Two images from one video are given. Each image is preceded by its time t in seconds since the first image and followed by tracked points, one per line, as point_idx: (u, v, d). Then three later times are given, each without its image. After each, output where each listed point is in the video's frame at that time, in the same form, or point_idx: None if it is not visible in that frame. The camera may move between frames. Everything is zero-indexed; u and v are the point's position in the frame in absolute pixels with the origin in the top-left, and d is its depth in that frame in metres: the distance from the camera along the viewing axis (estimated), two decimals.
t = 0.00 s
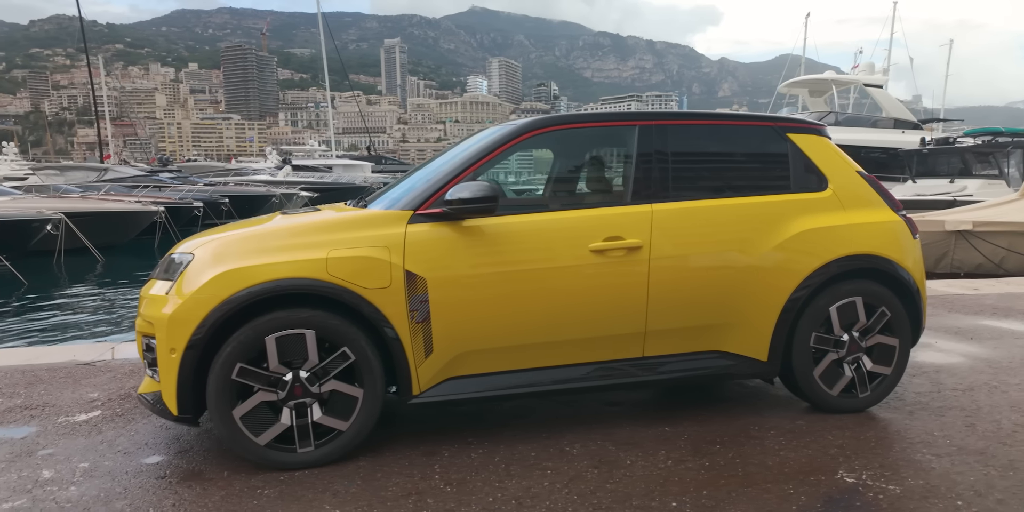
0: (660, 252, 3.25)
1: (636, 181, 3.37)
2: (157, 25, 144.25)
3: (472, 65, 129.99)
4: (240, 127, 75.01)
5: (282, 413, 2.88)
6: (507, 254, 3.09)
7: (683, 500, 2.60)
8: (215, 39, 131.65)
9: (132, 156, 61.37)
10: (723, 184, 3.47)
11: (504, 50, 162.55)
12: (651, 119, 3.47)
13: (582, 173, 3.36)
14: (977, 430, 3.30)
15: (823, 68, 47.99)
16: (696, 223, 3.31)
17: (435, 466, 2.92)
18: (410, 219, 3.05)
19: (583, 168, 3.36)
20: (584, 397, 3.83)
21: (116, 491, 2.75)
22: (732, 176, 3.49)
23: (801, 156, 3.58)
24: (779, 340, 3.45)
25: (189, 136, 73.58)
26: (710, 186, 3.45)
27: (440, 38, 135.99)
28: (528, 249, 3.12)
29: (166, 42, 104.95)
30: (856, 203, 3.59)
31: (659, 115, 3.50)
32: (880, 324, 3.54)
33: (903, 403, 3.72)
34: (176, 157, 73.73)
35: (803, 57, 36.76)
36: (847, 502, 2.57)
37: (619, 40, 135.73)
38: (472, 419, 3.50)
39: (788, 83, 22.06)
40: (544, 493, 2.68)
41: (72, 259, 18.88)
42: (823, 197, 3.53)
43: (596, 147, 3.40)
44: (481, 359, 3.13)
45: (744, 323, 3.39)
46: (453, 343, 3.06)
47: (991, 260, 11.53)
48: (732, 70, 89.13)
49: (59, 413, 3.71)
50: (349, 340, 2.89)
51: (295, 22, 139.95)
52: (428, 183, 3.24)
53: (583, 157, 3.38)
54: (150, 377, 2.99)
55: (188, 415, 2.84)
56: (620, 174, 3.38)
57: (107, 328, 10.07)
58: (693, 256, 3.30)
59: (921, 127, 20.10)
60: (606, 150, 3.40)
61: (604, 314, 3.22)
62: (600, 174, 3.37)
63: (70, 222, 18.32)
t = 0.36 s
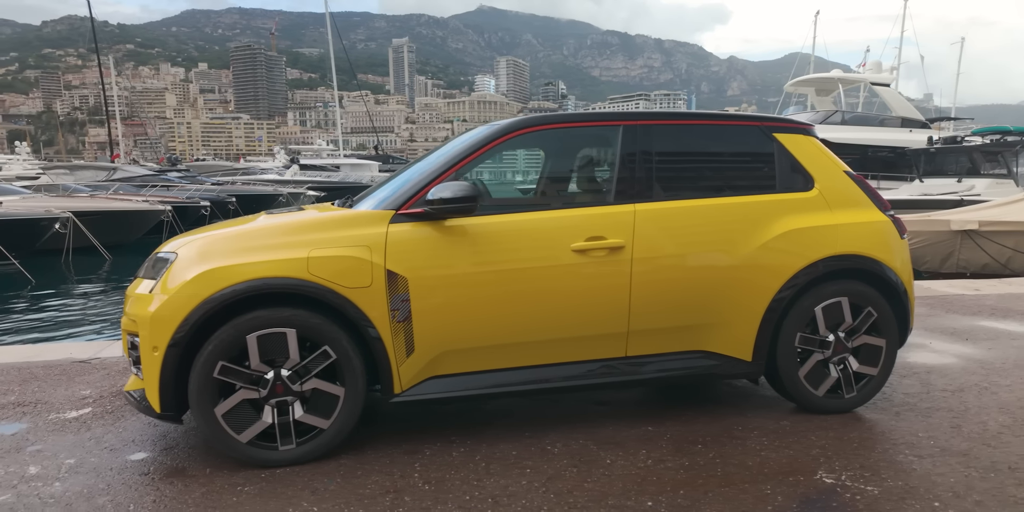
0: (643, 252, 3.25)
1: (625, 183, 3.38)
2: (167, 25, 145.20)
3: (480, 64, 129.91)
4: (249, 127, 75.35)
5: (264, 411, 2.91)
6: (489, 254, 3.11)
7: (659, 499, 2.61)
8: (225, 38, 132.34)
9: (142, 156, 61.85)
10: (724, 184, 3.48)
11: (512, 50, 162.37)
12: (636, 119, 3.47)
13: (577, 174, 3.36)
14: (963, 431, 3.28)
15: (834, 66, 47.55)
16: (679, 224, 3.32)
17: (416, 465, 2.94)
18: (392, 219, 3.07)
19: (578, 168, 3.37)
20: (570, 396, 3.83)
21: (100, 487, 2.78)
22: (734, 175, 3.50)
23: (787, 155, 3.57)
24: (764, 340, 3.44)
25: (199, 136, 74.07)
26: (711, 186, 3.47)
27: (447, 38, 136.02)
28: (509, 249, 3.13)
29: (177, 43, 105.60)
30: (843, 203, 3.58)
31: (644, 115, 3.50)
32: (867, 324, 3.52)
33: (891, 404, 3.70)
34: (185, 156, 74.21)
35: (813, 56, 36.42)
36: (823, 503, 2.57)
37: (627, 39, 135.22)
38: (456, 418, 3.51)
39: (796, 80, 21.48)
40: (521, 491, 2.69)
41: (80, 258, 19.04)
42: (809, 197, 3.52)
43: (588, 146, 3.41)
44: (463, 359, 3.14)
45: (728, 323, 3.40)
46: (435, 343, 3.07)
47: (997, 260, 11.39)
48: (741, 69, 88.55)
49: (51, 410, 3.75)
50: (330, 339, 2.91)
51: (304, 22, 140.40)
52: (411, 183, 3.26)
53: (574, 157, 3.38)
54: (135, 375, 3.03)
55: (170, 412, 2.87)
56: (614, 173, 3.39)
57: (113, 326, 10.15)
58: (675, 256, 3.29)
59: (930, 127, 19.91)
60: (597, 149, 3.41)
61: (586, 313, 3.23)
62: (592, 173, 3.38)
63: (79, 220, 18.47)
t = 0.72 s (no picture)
0: (626, 252, 3.26)
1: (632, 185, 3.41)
2: (183, 27, 146.80)
3: (492, 64, 129.86)
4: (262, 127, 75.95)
5: (249, 409, 2.96)
6: (471, 254, 3.14)
7: (634, 499, 2.62)
8: (240, 40, 133.55)
9: (158, 156, 62.61)
10: (728, 184, 3.50)
11: (524, 50, 162.21)
12: (620, 121, 3.49)
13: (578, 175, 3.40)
14: (949, 434, 3.25)
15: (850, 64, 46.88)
16: (681, 224, 3.34)
17: (397, 463, 2.97)
18: (375, 219, 3.11)
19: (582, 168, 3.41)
20: (557, 396, 3.85)
21: (87, 482, 2.84)
22: (737, 176, 3.53)
23: (773, 156, 3.57)
24: (748, 341, 3.44)
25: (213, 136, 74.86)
26: (714, 185, 3.49)
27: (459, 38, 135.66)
28: (494, 251, 3.16)
29: (192, 44, 106.73)
30: (830, 204, 3.57)
31: (630, 117, 3.52)
32: (854, 326, 3.51)
33: (879, 406, 3.68)
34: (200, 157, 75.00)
35: (827, 55, 35.94)
36: (798, 505, 2.57)
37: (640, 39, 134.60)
38: (441, 417, 3.54)
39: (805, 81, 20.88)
40: (498, 490, 2.71)
41: (94, 257, 19.30)
42: (795, 198, 3.51)
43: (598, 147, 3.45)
44: (446, 359, 3.17)
45: (712, 324, 3.40)
46: (417, 343, 3.10)
47: (1008, 261, 11.16)
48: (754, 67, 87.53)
49: (47, 407, 3.83)
50: (313, 338, 2.95)
51: (318, 23, 141.28)
52: (395, 184, 3.30)
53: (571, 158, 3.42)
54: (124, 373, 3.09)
55: (156, 409, 2.93)
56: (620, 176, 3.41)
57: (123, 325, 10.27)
58: (659, 257, 3.30)
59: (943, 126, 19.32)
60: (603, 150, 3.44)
61: (568, 314, 3.24)
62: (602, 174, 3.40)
63: (92, 220, 18.71)
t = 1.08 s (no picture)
0: (614, 256, 3.28)
1: (648, 188, 3.45)
2: (207, 30, 149.37)
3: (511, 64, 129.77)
4: (283, 129, 76.86)
5: (241, 407, 3.03)
6: (459, 257, 3.18)
7: (614, 501, 2.64)
8: (263, 42, 135.37)
9: (183, 158, 63.77)
10: (725, 187, 3.51)
11: (543, 50, 161.78)
12: (610, 125, 3.51)
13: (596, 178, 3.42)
14: (941, 440, 3.22)
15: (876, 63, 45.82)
16: (689, 226, 3.36)
17: (385, 462, 3.03)
18: (365, 222, 3.16)
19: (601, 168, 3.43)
20: (550, 398, 3.89)
21: (86, 476, 2.94)
22: (729, 179, 3.53)
23: (765, 159, 3.57)
24: (738, 345, 3.44)
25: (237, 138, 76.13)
26: (725, 188, 3.50)
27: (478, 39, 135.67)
28: (486, 252, 3.20)
29: (217, 47, 108.48)
30: (824, 208, 3.55)
31: (621, 121, 3.54)
32: (847, 330, 3.49)
33: (873, 411, 3.66)
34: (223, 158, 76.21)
35: (851, 53, 35.20)
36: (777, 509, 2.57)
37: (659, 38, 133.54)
38: (433, 417, 3.60)
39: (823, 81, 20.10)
40: (480, 490, 2.75)
41: (117, 257, 19.72)
42: (786, 202, 3.50)
43: (615, 148, 3.48)
44: (434, 359, 3.22)
45: (701, 327, 3.40)
46: (406, 344, 3.15)
47: None
48: (776, 66, 86.22)
49: (56, 403, 3.96)
50: (303, 338, 3.02)
51: (339, 25, 142.62)
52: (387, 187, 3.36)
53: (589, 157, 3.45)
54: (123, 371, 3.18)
55: (152, 407, 3.01)
56: (643, 179, 3.46)
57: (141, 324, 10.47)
58: (647, 259, 3.31)
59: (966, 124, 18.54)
60: (624, 153, 3.48)
61: (556, 316, 3.27)
62: (620, 176, 3.44)
63: (115, 221, 19.11)
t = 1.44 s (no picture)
0: (608, 258, 3.28)
1: (660, 188, 3.45)
2: (232, 33, 151.82)
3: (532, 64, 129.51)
4: (306, 129, 77.72)
5: (238, 405, 3.09)
6: (453, 258, 3.20)
7: (600, 503, 2.64)
8: (287, 43, 137.19)
9: (209, 158, 64.88)
10: (722, 189, 3.48)
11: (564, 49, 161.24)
12: (607, 127, 3.50)
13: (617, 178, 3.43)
14: (942, 447, 3.15)
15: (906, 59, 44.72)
16: (689, 228, 3.34)
17: (377, 461, 3.06)
18: (360, 224, 3.21)
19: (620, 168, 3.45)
20: (547, 399, 3.90)
21: (88, 470, 3.03)
22: (727, 180, 3.50)
23: (763, 161, 3.54)
24: (734, 348, 3.41)
25: (260, 139, 77.29)
26: (742, 189, 3.49)
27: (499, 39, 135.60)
28: (481, 253, 3.22)
29: (242, 49, 110.19)
30: (824, 210, 3.50)
31: (618, 123, 3.53)
32: (846, 334, 3.44)
33: (874, 416, 3.60)
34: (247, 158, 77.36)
35: (877, 50, 34.43)
36: None
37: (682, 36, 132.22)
38: (429, 417, 3.62)
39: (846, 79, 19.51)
40: (468, 490, 2.77)
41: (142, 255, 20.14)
42: (784, 204, 3.46)
43: (635, 149, 3.49)
44: (428, 360, 3.25)
45: (697, 330, 3.38)
46: (400, 344, 3.18)
47: None
48: (800, 63, 84.89)
49: (67, 398, 4.08)
50: (298, 338, 3.08)
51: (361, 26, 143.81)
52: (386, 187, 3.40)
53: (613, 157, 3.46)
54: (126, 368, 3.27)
55: (152, 404, 3.09)
56: (660, 179, 3.46)
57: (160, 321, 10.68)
58: (642, 261, 3.30)
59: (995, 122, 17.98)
60: (647, 155, 3.49)
61: (549, 318, 3.28)
62: (639, 177, 3.45)
63: (140, 220, 19.45)
